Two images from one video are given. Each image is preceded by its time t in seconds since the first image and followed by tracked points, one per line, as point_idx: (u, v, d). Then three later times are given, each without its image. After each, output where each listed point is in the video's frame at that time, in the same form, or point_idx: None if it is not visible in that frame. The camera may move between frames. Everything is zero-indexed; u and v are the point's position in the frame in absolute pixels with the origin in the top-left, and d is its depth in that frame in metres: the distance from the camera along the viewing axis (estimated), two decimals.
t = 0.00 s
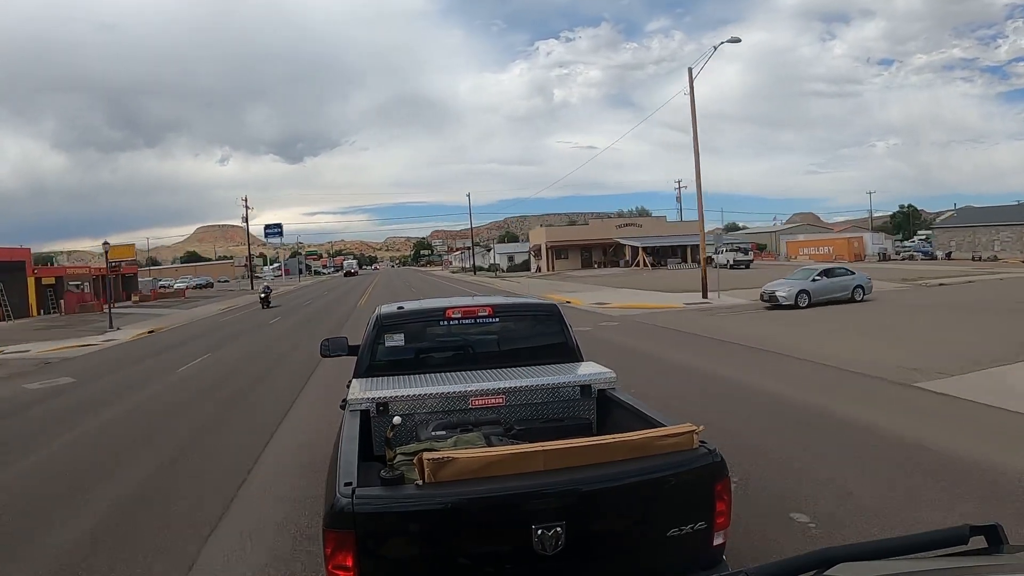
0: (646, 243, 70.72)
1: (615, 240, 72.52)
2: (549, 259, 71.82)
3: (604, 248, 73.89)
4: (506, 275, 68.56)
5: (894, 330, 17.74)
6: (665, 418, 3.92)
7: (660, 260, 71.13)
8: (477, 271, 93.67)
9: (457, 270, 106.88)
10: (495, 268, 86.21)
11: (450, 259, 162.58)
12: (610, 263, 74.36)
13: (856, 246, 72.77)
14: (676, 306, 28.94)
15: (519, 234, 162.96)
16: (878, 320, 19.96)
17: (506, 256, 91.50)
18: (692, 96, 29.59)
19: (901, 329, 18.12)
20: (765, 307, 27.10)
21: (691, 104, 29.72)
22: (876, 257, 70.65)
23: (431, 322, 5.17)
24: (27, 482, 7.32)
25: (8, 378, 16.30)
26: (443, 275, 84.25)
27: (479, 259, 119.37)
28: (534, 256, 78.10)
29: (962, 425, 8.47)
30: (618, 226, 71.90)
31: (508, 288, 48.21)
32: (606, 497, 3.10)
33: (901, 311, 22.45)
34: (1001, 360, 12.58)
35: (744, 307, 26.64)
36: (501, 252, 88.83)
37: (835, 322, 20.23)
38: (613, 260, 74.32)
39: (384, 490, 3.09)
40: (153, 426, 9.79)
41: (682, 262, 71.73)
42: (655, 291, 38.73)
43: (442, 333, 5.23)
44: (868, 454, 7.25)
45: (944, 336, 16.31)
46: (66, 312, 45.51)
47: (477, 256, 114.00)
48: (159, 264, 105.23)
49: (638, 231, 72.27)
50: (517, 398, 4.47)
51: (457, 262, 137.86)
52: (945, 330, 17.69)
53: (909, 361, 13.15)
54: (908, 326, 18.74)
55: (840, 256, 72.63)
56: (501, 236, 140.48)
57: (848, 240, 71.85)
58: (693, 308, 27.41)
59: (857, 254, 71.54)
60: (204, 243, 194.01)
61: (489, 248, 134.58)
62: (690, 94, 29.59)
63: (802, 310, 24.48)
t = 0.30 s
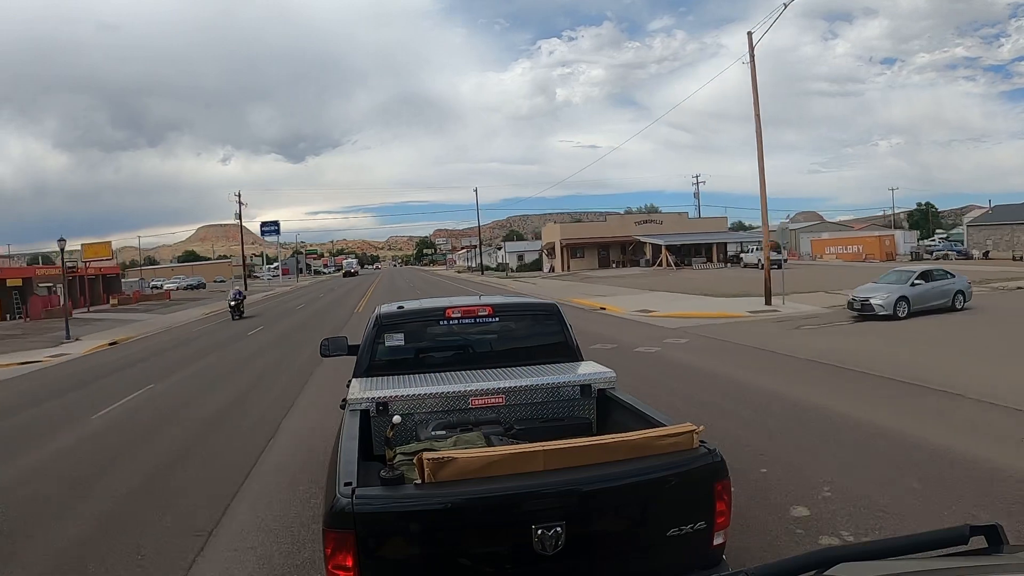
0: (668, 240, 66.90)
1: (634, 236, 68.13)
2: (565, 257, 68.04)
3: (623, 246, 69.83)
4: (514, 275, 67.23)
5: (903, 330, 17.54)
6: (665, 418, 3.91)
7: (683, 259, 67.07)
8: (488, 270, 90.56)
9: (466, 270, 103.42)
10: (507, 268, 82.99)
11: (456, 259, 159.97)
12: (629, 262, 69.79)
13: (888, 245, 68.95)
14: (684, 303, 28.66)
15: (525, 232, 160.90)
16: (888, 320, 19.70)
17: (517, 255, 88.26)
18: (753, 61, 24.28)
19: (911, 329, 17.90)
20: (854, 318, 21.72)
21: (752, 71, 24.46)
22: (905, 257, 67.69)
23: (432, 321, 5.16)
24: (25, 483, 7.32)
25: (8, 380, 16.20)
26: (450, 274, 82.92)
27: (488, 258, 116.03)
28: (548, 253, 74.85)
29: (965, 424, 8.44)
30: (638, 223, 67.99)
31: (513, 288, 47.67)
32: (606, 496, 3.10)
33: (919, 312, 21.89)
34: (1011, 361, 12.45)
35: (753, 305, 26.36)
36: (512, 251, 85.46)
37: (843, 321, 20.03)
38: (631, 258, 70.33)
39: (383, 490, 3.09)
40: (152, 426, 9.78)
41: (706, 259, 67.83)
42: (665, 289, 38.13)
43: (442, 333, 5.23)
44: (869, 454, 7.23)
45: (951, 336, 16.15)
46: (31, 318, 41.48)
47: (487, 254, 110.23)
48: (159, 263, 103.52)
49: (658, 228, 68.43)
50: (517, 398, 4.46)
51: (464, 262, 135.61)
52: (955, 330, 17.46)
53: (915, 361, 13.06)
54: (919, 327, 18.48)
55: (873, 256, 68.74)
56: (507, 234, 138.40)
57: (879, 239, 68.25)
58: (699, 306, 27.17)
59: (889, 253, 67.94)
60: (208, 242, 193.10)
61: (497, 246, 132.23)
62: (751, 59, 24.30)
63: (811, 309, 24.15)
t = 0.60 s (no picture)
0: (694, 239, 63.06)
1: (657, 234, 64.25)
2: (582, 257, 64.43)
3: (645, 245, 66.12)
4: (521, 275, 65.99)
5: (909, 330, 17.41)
6: (665, 418, 3.92)
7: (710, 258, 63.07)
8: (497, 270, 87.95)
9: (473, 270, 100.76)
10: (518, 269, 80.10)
11: (462, 259, 157.41)
12: (651, 262, 65.87)
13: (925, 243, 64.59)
14: (689, 302, 28.45)
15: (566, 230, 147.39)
16: (893, 320, 19.54)
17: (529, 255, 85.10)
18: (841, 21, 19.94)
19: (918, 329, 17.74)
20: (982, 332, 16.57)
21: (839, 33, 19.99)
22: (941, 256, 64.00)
23: (432, 321, 5.17)
24: (25, 484, 7.30)
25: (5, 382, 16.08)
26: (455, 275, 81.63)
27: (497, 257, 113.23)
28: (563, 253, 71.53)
29: (967, 425, 8.42)
30: (659, 221, 64.69)
31: (518, 289, 47.14)
32: (606, 496, 3.10)
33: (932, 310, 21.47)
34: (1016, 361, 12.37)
35: (758, 304, 26.15)
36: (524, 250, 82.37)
37: (847, 320, 19.86)
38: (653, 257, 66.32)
39: (384, 490, 3.09)
40: (152, 428, 9.74)
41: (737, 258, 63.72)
42: (672, 289, 37.64)
43: (443, 334, 5.24)
44: (870, 454, 7.21)
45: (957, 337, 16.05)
46: None
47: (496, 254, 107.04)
48: (157, 263, 101.51)
49: (681, 226, 65.07)
50: (517, 398, 4.47)
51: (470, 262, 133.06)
52: (963, 330, 17.31)
53: (919, 362, 12.98)
54: (927, 327, 18.28)
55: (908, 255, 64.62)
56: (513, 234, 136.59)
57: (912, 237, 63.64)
58: (703, 306, 26.98)
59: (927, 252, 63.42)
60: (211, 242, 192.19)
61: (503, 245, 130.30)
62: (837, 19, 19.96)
63: (817, 308, 23.92)
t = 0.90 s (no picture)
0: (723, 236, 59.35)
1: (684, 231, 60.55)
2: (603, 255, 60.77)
3: (669, 243, 62.29)
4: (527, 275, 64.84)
5: (917, 327, 17.21)
6: (665, 418, 3.91)
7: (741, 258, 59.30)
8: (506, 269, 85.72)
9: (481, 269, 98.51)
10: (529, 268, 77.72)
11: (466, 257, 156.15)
12: (676, 260, 62.06)
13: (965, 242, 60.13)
14: (719, 303, 26.81)
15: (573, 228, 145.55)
16: (899, 318, 19.40)
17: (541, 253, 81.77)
18: None
19: (924, 327, 17.59)
20: None
21: None
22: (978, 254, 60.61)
23: (432, 321, 5.17)
24: (24, 485, 7.29)
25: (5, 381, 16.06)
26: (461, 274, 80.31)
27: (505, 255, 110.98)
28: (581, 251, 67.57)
29: (971, 425, 8.39)
30: (686, 216, 61.85)
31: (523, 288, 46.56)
32: (606, 496, 3.09)
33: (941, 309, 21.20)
34: None
35: (764, 302, 25.96)
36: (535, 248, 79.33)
37: (852, 319, 19.73)
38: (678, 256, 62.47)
39: (383, 490, 3.09)
40: (152, 428, 9.72)
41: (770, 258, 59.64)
42: (679, 288, 37.17)
43: (443, 333, 5.24)
44: (873, 455, 7.18)
45: (962, 335, 15.92)
46: None
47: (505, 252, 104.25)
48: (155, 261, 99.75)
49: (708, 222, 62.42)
50: (517, 398, 4.47)
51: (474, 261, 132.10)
52: None
53: (924, 361, 12.91)
54: (936, 324, 18.02)
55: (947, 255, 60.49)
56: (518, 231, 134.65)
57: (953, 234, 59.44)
58: (708, 305, 26.79)
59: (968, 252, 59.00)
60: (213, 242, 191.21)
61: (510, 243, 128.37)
62: None
63: (824, 307, 23.71)
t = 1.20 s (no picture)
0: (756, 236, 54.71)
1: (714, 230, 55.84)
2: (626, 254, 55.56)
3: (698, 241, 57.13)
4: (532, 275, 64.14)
5: (922, 328, 17.06)
6: (666, 418, 3.91)
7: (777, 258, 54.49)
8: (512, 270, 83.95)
9: (486, 270, 96.86)
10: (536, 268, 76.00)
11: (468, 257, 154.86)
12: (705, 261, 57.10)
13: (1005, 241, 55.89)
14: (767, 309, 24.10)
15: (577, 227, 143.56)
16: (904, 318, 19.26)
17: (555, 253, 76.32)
18: None
19: (929, 326, 17.46)
20: None
21: None
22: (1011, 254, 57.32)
23: (432, 321, 5.18)
24: (25, 486, 7.31)
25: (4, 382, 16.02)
26: (465, 274, 79.45)
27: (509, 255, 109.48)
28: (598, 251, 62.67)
29: (972, 425, 8.37)
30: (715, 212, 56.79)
31: (525, 288, 46.23)
32: (606, 496, 3.09)
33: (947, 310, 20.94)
34: None
35: (768, 302, 25.80)
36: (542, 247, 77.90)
37: (855, 319, 19.64)
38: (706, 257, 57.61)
39: (384, 490, 3.09)
40: (152, 429, 9.71)
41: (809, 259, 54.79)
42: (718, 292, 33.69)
43: (444, 333, 5.24)
44: (875, 456, 7.16)
45: (968, 335, 15.75)
46: None
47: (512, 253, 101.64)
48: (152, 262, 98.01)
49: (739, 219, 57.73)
50: (518, 398, 4.47)
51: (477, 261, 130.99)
52: None
53: (928, 359, 12.84)
54: (943, 324, 17.80)
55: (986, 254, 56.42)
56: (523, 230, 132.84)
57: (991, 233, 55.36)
58: (711, 305, 26.61)
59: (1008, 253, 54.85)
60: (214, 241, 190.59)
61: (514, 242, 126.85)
62: None
63: (830, 307, 23.49)
